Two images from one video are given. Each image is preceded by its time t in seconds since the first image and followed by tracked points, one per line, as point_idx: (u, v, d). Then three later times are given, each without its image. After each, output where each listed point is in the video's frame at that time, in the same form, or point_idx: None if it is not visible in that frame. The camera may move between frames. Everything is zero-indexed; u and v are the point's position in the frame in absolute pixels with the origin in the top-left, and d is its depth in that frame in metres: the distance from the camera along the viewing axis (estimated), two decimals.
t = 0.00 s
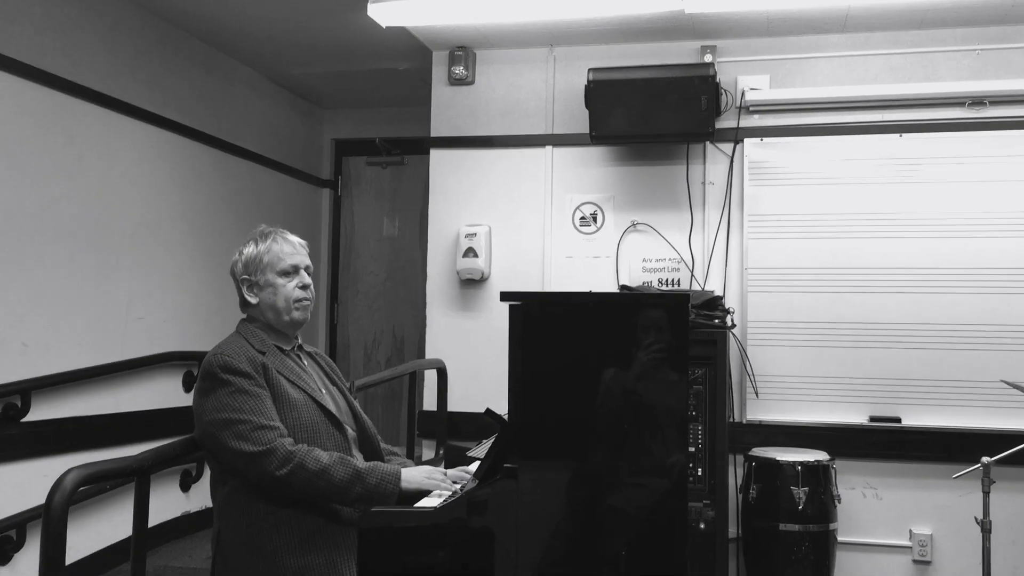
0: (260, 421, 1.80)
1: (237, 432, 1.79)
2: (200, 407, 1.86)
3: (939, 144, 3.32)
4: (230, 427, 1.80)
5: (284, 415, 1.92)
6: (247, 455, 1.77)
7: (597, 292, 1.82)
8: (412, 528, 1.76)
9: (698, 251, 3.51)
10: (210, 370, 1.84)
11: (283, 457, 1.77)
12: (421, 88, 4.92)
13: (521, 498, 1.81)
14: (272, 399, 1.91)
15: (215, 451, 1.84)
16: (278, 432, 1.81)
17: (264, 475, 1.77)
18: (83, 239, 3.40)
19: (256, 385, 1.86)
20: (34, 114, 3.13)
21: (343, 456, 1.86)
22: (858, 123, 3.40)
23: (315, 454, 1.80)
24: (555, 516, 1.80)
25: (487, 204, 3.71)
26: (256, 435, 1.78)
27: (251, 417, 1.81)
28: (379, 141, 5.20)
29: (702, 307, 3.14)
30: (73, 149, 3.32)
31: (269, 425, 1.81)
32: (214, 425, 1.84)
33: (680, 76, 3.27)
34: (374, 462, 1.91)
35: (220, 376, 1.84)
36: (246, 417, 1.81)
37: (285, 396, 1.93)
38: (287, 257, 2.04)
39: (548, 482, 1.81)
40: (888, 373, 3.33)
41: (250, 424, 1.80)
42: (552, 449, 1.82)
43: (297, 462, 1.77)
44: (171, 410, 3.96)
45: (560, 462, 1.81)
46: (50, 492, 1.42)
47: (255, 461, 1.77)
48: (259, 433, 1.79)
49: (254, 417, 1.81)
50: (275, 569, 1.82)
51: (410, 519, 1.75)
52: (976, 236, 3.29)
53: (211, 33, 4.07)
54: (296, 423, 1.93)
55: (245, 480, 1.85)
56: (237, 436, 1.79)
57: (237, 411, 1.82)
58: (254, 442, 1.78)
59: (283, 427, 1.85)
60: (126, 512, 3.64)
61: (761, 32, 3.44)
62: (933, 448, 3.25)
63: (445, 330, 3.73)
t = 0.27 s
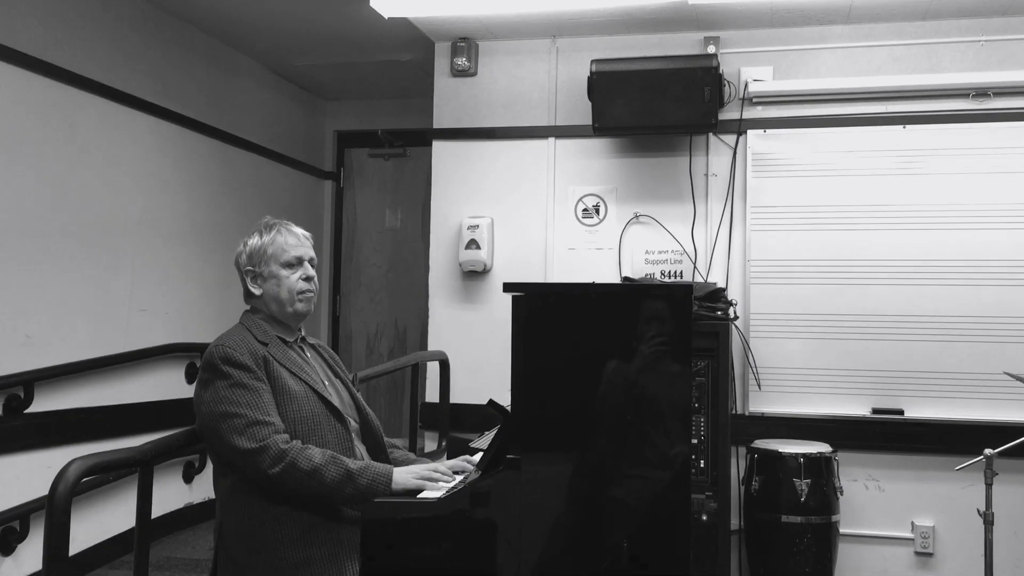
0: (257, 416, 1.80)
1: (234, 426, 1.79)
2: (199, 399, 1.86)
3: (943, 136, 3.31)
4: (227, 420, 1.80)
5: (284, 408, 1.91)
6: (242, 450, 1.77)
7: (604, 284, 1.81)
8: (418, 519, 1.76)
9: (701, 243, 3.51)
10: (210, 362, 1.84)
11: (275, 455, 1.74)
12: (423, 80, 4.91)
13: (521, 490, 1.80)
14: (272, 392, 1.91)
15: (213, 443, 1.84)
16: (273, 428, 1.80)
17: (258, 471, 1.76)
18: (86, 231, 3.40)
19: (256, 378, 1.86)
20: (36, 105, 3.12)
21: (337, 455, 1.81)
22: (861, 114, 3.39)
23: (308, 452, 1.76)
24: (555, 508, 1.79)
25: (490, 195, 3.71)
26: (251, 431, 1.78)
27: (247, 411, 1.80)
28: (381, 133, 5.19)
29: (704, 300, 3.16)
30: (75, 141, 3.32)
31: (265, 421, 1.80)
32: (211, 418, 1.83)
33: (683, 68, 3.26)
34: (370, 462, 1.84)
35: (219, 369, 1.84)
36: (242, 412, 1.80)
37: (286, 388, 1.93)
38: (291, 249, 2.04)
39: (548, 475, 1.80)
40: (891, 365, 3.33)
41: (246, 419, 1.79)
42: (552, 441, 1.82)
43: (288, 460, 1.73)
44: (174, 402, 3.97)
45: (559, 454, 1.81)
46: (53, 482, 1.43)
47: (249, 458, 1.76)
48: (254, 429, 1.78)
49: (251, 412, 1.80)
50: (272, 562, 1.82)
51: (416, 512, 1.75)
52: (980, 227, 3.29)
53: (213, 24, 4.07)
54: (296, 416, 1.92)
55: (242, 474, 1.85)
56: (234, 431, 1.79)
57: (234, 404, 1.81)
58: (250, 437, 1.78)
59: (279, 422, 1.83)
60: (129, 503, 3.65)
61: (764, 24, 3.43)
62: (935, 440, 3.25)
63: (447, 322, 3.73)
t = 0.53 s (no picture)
0: (258, 409, 1.80)
1: (235, 420, 1.79)
2: (200, 393, 1.86)
3: (944, 131, 3.31)
4: (228, 413, 1.80)
5: (285, 402, 1.92)
6: (244, 443, 1.77)
7: (602, 279, 1.80)
8: (417, 514, 1.74)
9: (702, 239, 3.50)
10: (211, 356, 1.84)
11: (278, 446, 1.76)
12: (423, 75, 4.90)
13: (522, 485, 1.80)
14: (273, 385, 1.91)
15: (214, 437, 1.84)
16: (275, 420, 1.81)
17: (259, 463, 1.77)
18: (86, 226, 3.39)
19: (257, 372, 1.86)
20: (36, 100, 3.12)
21: (339, 446, 1.84)
22: (862, 109, 3.38)
23: (310, 443, 1.79)
24: (557, 502, 1.79)
25: (491, 190, 3.71)
26: (253, 424, 1.78)
27: (249, 404, 1.81)
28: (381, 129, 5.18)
29: (705, 295, 3.14)
30: (75, 136, 3.32)
31: (266, 413, 1.80)
32: (212, 411, 1.84)
33: (684, 63, 3.26)
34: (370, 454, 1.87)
35: (221, 362, 1.84)
36: (243, 405, 1.81)
37: (287, 382, 1.93)
38: (290, 244, 2.04)
39: (549, 469, 1.80)
40: (891, 360, 3.33)
41: (247, 412, 1.80)
42: (552, 436, 1.81)
43: (291, 451, 1.76)
44: (175, 396, 3.97)
45: (560, 449, 1.81)
46: (53, 476, 1.43)
47: (251, 450, 1.77)
48: (256, 421, 1.79)
49: (253, 405, 1.81)
50: (275, 555, 1.83)
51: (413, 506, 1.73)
52: (981, 223, 3.28)
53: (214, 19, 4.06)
54: (297, 410, 1.92)
55: (243, 467, 1.86)
56: (235, 424, 1.79)
57: (235, 398, 1.82)
58: (251, 430, 1.78)
59: (281, 415, 1.85)
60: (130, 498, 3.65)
61: (765, 19, 3.42)
62: (936, 435, 3.25)
63: (448, 317, 3.73)
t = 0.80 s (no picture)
0: (259, 405, 1.80)
1: (236, 416, 1.79)
2: (201, 389, 1.86)
3: (943, 129, 3.31)
4: (229, 410, 1.80)
5: (286, 399, 1.91)
6: (245, 439, 1.77)
7: (603, 277, 1.80)
8: (417, 511, 1.72)
9: (701, 236, 3.50)
10: (212, 353, 1.84)
11: (278, 441, 1.76)
12: (423, 72, 4.90)
13: (522, 483, 1.81)
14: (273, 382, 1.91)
15: (215, 434, 1.84)
16: (276, 416, 1.81)
17: (260, 459, 1.77)
18: (85, 224, 3.39)
19: (258, 369, 1.86)
20: (36, 97, 3.11)
21: (339, 441, 1.83)
22: (862, 107, 3.38)
23: (311, 438, 1.78)
24: (557, 500, 1.79)
25: (491, 188, 3.71)
26: (253, 420, 1.78)
27: (250, 401, 1.81)
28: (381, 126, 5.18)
29: (705, 293, 3.13)
30: (74, 134, 3.31)
31: (267, 410, 1.80)
32: (213, 408, 1.83)
33: (684, 61, 3.25)
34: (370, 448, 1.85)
35: (222, 359, 1.84)
36: (245, 401, 1.80)
37: (287, 380, 1.93)
38: (291, 241, 2.04)
39: (550, 466, 1.80)
40: (891, 358, 3.33)
41: (248, 408, 1.79)
42: (553, 434, 1.81)
43: (291, 446, 1.76)
44: (175, 393, 3.98)
45: (560, 447, 1.81)
46: (53, 474, 1.43)
47: (252, 446, 1.77)
48: (257, 417, 1.79)
49: (254, 401, 1.81)
50: (277, 551, 1.83)
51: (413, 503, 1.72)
52: (980, 221, 3.28)
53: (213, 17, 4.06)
54: (298, 407, 1.92)
55: (243, 463, 1.85)
56: (236, 420, 1.79)
57: (236, 395, 1.81)
58: (252, 426, 1.78)
59: (282, 411, 1.84)
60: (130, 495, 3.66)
61: (765, 16, 3.42)
62: (935, 433, 3.25)
63: (447, 315, 3.73)
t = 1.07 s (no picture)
0: (257, 404, 1.80)
1: (234, 415, 1.79)
2: (200, 388, 1.86)
3: (942, 127, 3.31)
4: (227, 409, 1.80)
5: (284, 398, 1.91)
6: (242, 438, 1.77)
7: (601, 275, 1.79)
8: (417, 508, 1.73)
9: (700, 234, 3.50)
10: (211, 352, 1.84)
11: (275, 441, 1.76)
12: (422, 70, 4.89)
13: (521, 481, 1.80)
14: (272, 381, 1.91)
15: (213, 433, 1.84)
16: (273, 416, 1.80)
17: (257, 459, 1.77)
18: (84, 222, 3.39)
19: (256, 368, 1.86)
20: (35, 95, 3.11)
21: (336, 442, 1.83)
22: (862, 105, 3.38)
23: (308, 439, 1.79)
24: (555, 498, 1.80)
25: (490, 186, 3.71)
26: (250, 419, 1.78)
27: (247, 400, 1.81)
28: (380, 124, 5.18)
29: (705, 291, 3.14)
30: (73, 132, 3.31)
31: (264, 409, 1.80)
32: (211, 407, 1.83)
33: (684, 59, 3.25)
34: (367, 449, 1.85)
35: (220, 358, 1.84)
36: (242, 400, 1.80)
37: (285, 378, 1.92)
38: (292, 240, 2.03)
39: (548, 464, 1.80)
40: (890, 356, 3.33)
41: (245, 407, 1.79)
42: (551, 432, 1.81)
43: (288, 447, 1.75)
44: (174, 392, 3.98)
45: (559, 445, 1.80)
46: (52, 472, 1.43)
47: (249, 445, 1.77)
48: (254, 416, 1.79)
49: (252, 400, 1.81)
50: (274, 551, 1.82)
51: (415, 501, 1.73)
52: (979, 219, 3.29)
53: (212, 15, 4.06)
54: (296, 406, 1.92)
55: (241, 462, 1.85)
56: (234, 419, 1.79)
57: (234, 393, 1.81)
58: (249, 425, 1.78)
59: (280, 410, 1.84)
60: (130, 493, 3.66)
61: (765, 14, 3.42)
62: (935, 431, 3.25)
63: (447, 313, 3.73)
